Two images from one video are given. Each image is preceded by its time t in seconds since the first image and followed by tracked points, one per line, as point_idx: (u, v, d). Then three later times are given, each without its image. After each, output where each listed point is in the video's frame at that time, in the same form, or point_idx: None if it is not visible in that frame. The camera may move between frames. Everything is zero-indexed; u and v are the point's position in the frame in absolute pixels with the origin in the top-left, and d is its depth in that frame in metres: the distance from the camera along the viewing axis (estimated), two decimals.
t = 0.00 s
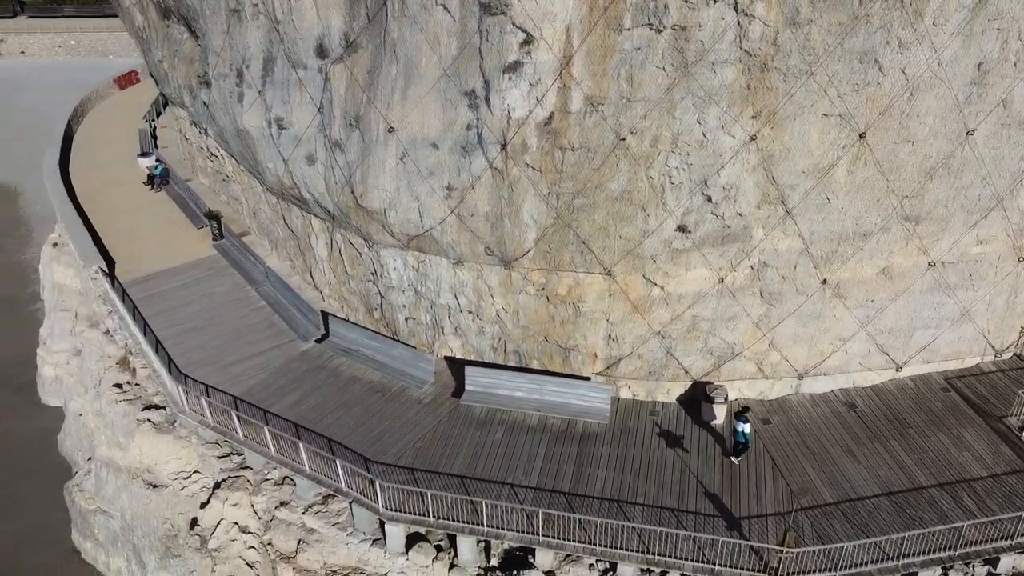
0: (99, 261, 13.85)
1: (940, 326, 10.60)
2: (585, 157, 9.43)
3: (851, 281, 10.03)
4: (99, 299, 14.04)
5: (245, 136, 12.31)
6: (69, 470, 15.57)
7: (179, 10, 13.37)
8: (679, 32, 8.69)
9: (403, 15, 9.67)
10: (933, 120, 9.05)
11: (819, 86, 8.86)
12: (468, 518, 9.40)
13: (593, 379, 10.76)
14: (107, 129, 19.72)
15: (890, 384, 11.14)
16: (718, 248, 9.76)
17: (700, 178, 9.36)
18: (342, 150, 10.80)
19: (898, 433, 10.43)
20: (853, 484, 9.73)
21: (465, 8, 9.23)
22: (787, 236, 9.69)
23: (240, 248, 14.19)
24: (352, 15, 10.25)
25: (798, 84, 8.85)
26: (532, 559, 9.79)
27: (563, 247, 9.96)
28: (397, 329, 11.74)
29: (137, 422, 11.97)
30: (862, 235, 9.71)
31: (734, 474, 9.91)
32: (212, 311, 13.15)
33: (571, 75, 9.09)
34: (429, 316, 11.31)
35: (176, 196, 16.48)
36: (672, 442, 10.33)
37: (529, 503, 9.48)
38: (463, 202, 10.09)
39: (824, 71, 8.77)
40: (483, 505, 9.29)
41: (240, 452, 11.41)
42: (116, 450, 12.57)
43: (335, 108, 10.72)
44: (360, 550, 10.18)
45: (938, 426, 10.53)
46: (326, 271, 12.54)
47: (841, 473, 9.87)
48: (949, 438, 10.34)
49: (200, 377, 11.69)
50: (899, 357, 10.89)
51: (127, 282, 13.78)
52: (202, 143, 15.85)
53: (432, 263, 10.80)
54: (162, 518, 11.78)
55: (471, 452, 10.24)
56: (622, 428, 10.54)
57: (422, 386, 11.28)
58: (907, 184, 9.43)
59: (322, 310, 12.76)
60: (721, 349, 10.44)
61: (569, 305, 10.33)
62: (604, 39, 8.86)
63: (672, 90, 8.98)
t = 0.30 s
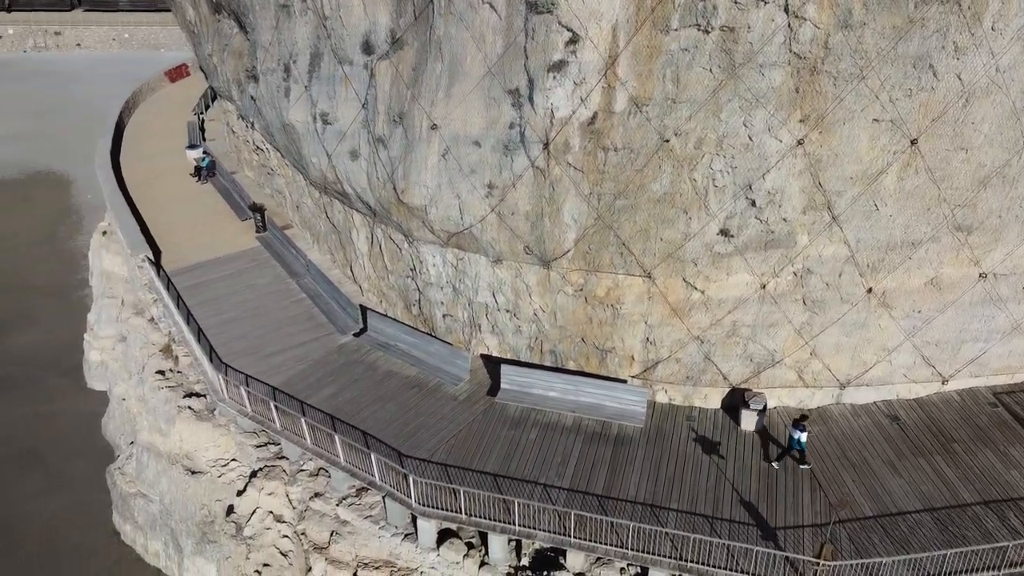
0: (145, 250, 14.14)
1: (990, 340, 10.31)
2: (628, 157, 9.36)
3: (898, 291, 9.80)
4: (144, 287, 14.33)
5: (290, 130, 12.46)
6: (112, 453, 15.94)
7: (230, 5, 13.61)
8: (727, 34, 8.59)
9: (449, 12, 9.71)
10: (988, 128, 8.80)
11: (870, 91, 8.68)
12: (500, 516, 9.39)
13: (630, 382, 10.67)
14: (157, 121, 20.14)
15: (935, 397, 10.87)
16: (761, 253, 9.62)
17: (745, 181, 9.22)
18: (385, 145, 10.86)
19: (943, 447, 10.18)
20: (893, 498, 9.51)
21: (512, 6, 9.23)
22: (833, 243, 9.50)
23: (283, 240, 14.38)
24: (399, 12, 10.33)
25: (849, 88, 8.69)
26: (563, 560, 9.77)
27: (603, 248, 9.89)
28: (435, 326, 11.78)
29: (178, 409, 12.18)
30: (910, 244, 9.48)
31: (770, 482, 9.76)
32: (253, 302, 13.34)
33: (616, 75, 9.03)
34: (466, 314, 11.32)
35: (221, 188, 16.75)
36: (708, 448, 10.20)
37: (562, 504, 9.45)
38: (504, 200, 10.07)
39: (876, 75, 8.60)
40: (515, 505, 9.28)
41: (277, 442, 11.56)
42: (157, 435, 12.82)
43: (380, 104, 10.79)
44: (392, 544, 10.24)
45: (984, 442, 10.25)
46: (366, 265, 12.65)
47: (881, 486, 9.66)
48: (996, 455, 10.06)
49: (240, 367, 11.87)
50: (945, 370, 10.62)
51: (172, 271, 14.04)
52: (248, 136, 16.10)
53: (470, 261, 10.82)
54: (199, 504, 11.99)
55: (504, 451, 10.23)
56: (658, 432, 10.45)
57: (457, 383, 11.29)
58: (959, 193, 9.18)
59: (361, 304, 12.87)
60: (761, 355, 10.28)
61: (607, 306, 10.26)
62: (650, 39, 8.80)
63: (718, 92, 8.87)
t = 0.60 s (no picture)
0: (191, 240, 14.42)
1: None
2: (671, 160, 9.27)
3: (946, 302, 9.56)
4: (189, 276, 14.60)
5: (335, 125, 12.59)
6: (153, 439, 16.29)
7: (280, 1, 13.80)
8: (777, 36, 8.46)
9: (496, 11, 9.72)
10: None
11: (923, 97, 8.48)
12: (532, 516, 9.39)
13: (667, 386, 10.57)
14: (206, 114, 20.52)
15: (982, 413, 10.58)
16: (805, 260, 9.45)
17: (791, 187, 9.07)
18: (428, 143, 10.92)
19: (989, 464, 9.91)
20: (936, 515, 9.28)
21: (559, 5, 9.20)
22: (880, 252, 9.29)
23: (325, 234, 14.54)
24: (446, 10, 10.38)
25: (901, 93, 8.50)
26: (594, 563, 9.73)
27: (643, 250, 9.81)
28: (472, 323, 11.81)
29: (218, 397, 12.39)
30: (961, 255, 9.24)
31: (808, 493, 9.60)
32: (295, 294, 13.52)
33: (662, 77, 8.96)
34: (503, 312, 11.32)
35: (266, 181, 17.00)
36: (745, 456, 10.07)
37: (595, 507, 9.41)
38: (545, 200, 10.05)
39: (930, 81, 8.39)
40: (547, 505, 9.26)
41: (313, 433, 11.65)
42: (198, 422, 13.07)
43: (424, 101, 10.85)
44: (424, 539, 10.30)
45: None
46: (406, 261, 12.73)
47: (923, 501, 9.44)
48: None
49: (279, 358, 12.04)
50: (994, 386, 10.33)
51: (216, 262, 14.30)
52: (294, 131, 16.31)
53: (510, 260, 10.81)
54: (236, 492, 12.20)
55: (538, 451, 10.22)
56: (694, 437, 10.34)
57: (493, 381, 11.32)
58: (1015, 204, 8.91)
59: (399, 300, 12.96)
60: (802, 364, 10.11)
61: (646, 309, 10.18)
62: (698, 41, 8.71)
63: (766, 95, 8.74)
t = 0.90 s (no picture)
0: (238, 231, 14.68)
1: None
2: (717, 164, 9.16)
3: (999, 317, 9.28)
4: (235, 267, 14.86)
5: (381, 122, 12.69)
6: (195, 425, 16.61)
7: None
8: (830, 40, 8.31)
9: (544, 11, 9.71)
10: None
11: (981, 105, 8.26)
12: (565, 518, 9.37)
13: (705, 393, 10.45)
14: (255, 108, 20.85)
15: None
16: (852, 269, 9.25)
17: (839, 194, 8.89)
18: (473, 141, 10.94)
19: None
20: (981, 535, 9.04)
21: (608, 5, 9.16)
22: (930, 263, 9.06)
23: (368, 229, 14.67)
24: (495, 9, 10.40)
25: (958, 101, 8.28)
26: (625, 567, 9.68)
27: (686, 254, 9.71)
28: (510, 323, 11.81)
29: (259, 387, 12.59)
30: (1016, 269, 8.95)
31: (848, 507, 9.41)
32: (336, 287, 13.68)
33: (710, 79, 8.87)
34: (542, 313, 11.30)
35: (312, 175, 17.22)
36: (784, 466, 9.91)
37: (628, 511, 9.35)
38: (588, 201, 10.01)
39: (989, 89, 8.17)
40: (580, 508, 9.22)
41: (351, 426, 11.83)
42: (238, 411, 13.30)
43: (470, 99, 10.88)
44: (456, 536, 10.33)
45: None
46: (446, 258, 12.79)
47: (968, 520, 9.20)
48: None
49: (319, 350, 12.19)
50: None
51: (261, 253, 14.53)
52: (341, 126, 16.48)
53: (551, 260, 10.79)
54: (274, 480, 12.38)
55: (573, 452, 10.19)
56: (732, 445, 10.22)
57: (530, 381, 11.32)
58: None
59: (439, 296, 13.02)
60: (846, 375, 9.90)
61: (687, 314, 10.07)
62: (748, 44, 8.60)
63: (817, 100, 8.58)
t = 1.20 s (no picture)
0: (283, 223, 14.89)
1: None
2: (765, 168, 9.02)
3: None
4: (279, 258, 15.08)
5: (427, 118, 12.76)
6: (236, 413, 16.90)
7: None
8: (886, 44, 8.12)
9: (593, 10, 9.66)
10: None
11: None
12: (599, 520, 9.32)
13: (745, 400, 10.30)
14: (303, 102, 21.12)
15: None
16: (901, 278, 9.04)
17: (891, 202, 8.69)
18: (518, 139, 10.93)
19: None
20: None
21: (658, 5, 9.08)
22: (985, 275, 8.80)
23: (411, 225, 14.73)
24: (544, 7, 10.37)
25: (1019, 109, 8.03)
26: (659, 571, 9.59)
27: (730, 258, 9.58)
28: (550, 322, 11.77)
29: (299, 377, 12.77)
30: None
31: (890, 521, 9.20)
32: (378, 282, 13.80)
33: (761, 82, 8.74)
34: (582, 313, 11.24)
35: (357, 170, 17.39)
36: (824, 477, 9.73)
37: (663, 516, 9.27)
38: (632, 202, 9.94)
39: None
40: (615, 511, 9.16)
41: (388, 420, 11.95)
42: (278, 400, 13.48)
43: (516, 97, 10.87)
44: (489, 534, 10.31)
45: None
46: (488, 256, 12.81)
47: (1015, 540, 8.94)
48: None
49: (359, 343, 12.30)
50: None
51: (305, 246, 14.71)
52: (387, 122, 16.62)
53: (593, 261, 10.73)
54: (311, 470, 12.53)
55: (609, 454, 10.13)
56: (771, 453, 10.06)
57: (567, 381, 11.28)
58: None
59: (479, 293, 13.04)
60: (892, 387, 9.68)
61: (729, 319, 9.93)
62: (801, 46, 8.45)
63: (871, 105, 8.39)
